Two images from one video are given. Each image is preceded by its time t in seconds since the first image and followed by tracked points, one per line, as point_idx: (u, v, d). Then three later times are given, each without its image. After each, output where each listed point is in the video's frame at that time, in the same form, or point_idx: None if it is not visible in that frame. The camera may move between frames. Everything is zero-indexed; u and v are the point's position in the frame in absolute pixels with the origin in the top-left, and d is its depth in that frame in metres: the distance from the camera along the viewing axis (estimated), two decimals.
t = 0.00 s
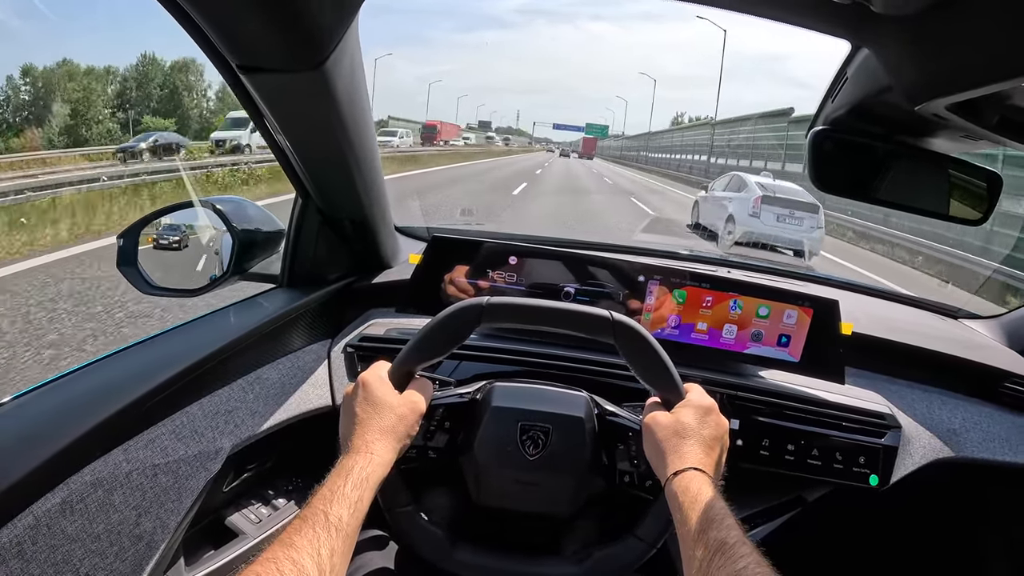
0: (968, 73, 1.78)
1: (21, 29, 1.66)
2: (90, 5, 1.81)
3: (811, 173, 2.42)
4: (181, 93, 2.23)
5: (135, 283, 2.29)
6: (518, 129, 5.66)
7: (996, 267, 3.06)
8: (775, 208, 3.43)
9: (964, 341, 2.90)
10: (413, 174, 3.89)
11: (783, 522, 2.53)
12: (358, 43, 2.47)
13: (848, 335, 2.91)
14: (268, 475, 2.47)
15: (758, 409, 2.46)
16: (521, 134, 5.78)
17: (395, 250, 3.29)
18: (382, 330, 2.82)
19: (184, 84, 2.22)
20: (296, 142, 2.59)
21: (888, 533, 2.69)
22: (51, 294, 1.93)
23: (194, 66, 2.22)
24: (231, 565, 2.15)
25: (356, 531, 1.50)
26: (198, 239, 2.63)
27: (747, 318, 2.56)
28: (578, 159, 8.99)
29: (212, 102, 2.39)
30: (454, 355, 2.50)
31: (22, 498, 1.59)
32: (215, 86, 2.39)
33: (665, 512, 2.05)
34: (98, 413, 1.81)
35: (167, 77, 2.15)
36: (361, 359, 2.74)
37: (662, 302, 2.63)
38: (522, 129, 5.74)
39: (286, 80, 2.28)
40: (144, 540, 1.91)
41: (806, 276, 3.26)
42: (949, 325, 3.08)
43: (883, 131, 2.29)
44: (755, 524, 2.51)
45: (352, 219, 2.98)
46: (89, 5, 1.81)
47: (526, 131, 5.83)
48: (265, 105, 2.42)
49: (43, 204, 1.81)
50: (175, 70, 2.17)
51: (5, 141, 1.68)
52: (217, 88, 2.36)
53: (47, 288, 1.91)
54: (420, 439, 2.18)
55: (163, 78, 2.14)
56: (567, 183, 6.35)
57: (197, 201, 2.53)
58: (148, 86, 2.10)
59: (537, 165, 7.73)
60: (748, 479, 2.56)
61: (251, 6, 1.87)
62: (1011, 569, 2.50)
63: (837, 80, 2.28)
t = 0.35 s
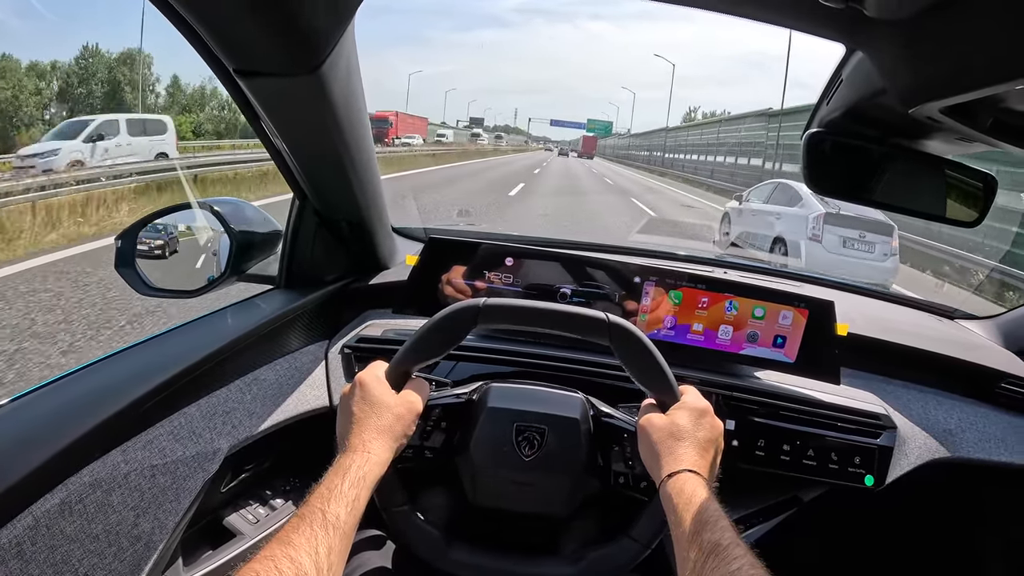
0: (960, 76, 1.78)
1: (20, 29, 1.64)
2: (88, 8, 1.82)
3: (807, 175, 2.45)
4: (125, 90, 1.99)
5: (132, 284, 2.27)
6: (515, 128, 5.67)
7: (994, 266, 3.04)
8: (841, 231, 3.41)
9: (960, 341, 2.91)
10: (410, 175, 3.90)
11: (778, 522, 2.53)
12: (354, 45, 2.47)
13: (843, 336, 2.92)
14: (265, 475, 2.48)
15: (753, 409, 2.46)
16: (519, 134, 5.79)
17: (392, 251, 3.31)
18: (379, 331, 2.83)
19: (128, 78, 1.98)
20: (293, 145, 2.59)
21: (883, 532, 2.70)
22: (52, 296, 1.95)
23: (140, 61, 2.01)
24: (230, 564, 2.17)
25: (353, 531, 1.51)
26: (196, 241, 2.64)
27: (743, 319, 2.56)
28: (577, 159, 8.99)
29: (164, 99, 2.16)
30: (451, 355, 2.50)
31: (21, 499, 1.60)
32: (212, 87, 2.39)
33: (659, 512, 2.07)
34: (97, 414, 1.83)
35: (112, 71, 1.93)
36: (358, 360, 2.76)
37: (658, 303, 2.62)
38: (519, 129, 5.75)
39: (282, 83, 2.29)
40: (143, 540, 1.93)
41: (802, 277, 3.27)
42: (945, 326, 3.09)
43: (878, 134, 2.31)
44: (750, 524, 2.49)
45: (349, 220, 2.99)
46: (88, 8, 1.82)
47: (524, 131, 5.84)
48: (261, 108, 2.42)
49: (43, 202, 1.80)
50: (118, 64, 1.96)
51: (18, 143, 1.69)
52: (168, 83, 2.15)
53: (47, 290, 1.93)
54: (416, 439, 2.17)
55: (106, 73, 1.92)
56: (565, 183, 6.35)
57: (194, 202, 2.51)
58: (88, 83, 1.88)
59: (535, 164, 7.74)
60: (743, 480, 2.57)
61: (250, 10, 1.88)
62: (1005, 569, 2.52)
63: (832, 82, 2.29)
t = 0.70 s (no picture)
0: (956, 74, 1.78)
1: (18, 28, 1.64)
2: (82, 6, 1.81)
3: (803, 173, 2.47)
4: (76, 87, 1.88)
5: (130, 286, 2.29)
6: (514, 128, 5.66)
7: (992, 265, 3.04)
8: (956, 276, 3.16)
9: (959, 341, 2.89)
10: (408, 175, 3.89)
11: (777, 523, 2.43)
12: (347, 43, 2.46)
13: (842, 336, 2.91)
14: (261, 476, 2.46)
15: (751, 409, 2.43)
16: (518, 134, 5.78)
17: (387, 251, 3.30)
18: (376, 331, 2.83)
19: (57, 72, 1.79)
20: (287, 145, 2.58)
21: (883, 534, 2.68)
22: (46, 295, 1.94)
23: (73, 49, 1.81)
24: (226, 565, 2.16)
25: (347, 531, 1.51)
26: (192, 241, 2.63)
27: (740, 319, 2.52)
28: (576, 159, 8.96)
29: (97, 97, 1.97)
30: (447, 355, 2.49)
31: (14, 500, 1.59)
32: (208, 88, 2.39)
33: (657, 513, 2.05)
34: (92, 414, 1.82)
35: (55, 67, 1.77)
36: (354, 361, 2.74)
37: (656, 303, 2.60)
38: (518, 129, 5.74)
39: (276, 83, 2.28)
40: (137, 541, 1.92)
41: (802, 276, 3.25)
42: (944, 325, 3.07)
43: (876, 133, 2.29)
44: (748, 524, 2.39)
45: (345, 220, 2.98)
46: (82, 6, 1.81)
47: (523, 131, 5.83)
48: (256, 108, 2.42)
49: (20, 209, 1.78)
50: (42, 57, 1.74)
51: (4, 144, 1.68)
52: (105, 77, 1.96)
53: (41, 290, 1.92)
54: (411, 438, 2.17)
55: (53, 68, 1.78)
56: (564, 183, 6.34)
57: (190, 202, 2.52)
58: (38, 81, 1.74)
59: (534, 164, 7.73)
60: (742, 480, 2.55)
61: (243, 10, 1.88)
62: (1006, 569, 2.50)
63: (829, 80, 2.27)
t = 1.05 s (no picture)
0: (959, 68, 1.77)
1: (18, 28, 1.67)
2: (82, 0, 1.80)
3: (804, 167, 2.47)
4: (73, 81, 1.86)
5: (128, 282, 2.27)
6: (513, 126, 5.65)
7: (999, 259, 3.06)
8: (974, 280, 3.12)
9: (959, 337, 2.88)
10: (407, 172, 3.88)
11: (777, 520, 2.42)
12: (347, 38, 2.45)
13: (844, 332, 2.90)
14: (260, 473, 2.45)
15: (752, 405, 2.39)
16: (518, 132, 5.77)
17: (387, 248, 3.29)
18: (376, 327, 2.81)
19: None
20: (287, 140, 2.57)
21: (886, 531, 2.66)
22: (45, 291, 1.93)
23: None
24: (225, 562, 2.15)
25: (346, 526, 1.50)
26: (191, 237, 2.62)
27: (740, 316, 2.52)
28: (576, 159, 8.96)
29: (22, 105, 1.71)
30: (447, 351, 2.48)
31: (11, 495, 1.58)
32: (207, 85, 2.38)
33: (659, 509, 2.05)
34: (92, 408, 1.82)
35: None
36: (354, 357, 2.73)
37: (656, 299, 2.58)
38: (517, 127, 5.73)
39: (274, 77, 2.27)
40: (135, 537, 1.91)
41: (803, 273, 3.24)
42: (944, 322, 3.06)
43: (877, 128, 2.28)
44: (749, 521, 2.39)
45: (345, 216, 2.97)
46: None
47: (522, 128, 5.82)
48: (256, 103, 2.41)
49: (18, 212, 1.74)
50: None
51: (5, 140, 1.66)
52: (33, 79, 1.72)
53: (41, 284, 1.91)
54: (410, 434, 2.18)
55: None
56: (562, 181, 6.32)
57: (189, 198, 2.52)
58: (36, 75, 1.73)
59: (533, 163, 7.73)
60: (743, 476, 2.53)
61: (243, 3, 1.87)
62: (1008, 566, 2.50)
63: (830, 74, 2.26)
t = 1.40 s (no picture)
0: (953, 72, 1.79)
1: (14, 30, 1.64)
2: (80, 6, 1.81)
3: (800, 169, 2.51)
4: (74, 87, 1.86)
5: (127, 284, 2.29)
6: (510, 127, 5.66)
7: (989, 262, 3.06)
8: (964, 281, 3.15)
9: (956, 337, 2.90)
10: (405, 174, 3.89)
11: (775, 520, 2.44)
12: (346, 41, 2.46)
13: (841, 332, 2.90)
14: (260, 474, 2.46)
15: (750, 406, 2.40)
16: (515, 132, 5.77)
17: (386, 250, 3.30)
18: (374, 330, 2.80)
19: None
20: (286, 143, 2.58)
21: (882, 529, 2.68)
22: (43, 296, 1.93)
23: None
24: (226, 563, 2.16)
25: (346, 528, 1.51)
26: (189, 239, 2.62)
27: (738, 316, 2.51)
28: (573, 159, 8.98)
29: None
30: (446, 352, 2.49)
31: (12, 499, 1.59)
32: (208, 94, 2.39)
33: (657, 508, 2.06)
34: (93, 411, 1.82)
35: None
36: (353, 359, 2.73)
37: (653, 300, 2.57)
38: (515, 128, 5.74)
39: (273, 81, 2.28)
40: (137, 540, 1.91)
41: (800, 274, 3.26)
42: (941, 322, 3.07)
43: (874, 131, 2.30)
44: (746, 521, 2.40)
45: (344, 218, 2.97)
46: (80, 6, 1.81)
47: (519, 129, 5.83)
48: (257, 108, 2.42)
49: (17, 213, 1.74)
50: None
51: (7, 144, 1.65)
52: None
53: (39, 289, 1.91)
54: (409, 436, 2.17)
55: None
56: (559, 182, 6.32)
57: (187, 201, 2.51)
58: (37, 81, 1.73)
59: (530, 163, 7.74)
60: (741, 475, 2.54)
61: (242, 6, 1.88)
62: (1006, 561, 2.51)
63: (827, 76, 2.28)
